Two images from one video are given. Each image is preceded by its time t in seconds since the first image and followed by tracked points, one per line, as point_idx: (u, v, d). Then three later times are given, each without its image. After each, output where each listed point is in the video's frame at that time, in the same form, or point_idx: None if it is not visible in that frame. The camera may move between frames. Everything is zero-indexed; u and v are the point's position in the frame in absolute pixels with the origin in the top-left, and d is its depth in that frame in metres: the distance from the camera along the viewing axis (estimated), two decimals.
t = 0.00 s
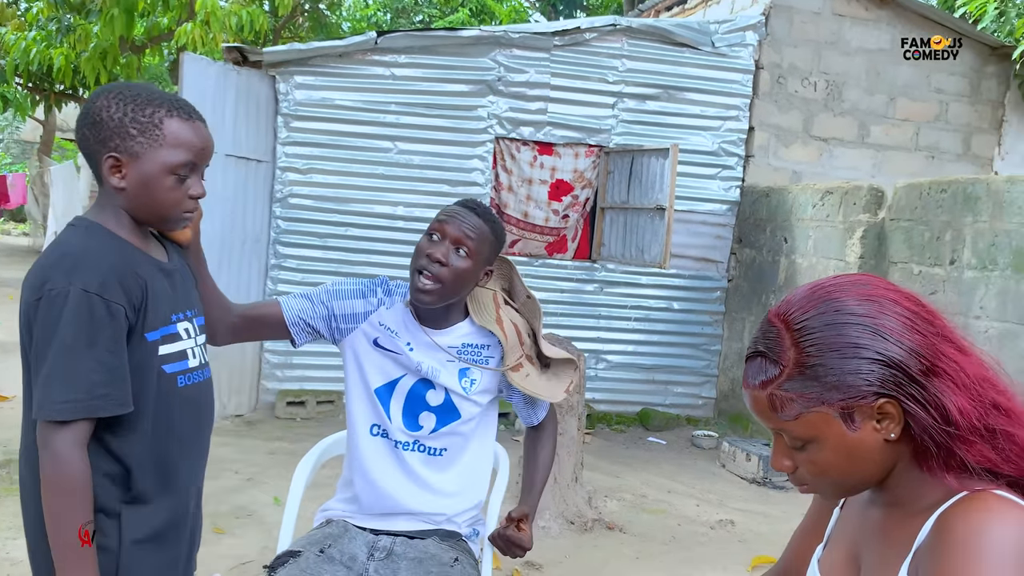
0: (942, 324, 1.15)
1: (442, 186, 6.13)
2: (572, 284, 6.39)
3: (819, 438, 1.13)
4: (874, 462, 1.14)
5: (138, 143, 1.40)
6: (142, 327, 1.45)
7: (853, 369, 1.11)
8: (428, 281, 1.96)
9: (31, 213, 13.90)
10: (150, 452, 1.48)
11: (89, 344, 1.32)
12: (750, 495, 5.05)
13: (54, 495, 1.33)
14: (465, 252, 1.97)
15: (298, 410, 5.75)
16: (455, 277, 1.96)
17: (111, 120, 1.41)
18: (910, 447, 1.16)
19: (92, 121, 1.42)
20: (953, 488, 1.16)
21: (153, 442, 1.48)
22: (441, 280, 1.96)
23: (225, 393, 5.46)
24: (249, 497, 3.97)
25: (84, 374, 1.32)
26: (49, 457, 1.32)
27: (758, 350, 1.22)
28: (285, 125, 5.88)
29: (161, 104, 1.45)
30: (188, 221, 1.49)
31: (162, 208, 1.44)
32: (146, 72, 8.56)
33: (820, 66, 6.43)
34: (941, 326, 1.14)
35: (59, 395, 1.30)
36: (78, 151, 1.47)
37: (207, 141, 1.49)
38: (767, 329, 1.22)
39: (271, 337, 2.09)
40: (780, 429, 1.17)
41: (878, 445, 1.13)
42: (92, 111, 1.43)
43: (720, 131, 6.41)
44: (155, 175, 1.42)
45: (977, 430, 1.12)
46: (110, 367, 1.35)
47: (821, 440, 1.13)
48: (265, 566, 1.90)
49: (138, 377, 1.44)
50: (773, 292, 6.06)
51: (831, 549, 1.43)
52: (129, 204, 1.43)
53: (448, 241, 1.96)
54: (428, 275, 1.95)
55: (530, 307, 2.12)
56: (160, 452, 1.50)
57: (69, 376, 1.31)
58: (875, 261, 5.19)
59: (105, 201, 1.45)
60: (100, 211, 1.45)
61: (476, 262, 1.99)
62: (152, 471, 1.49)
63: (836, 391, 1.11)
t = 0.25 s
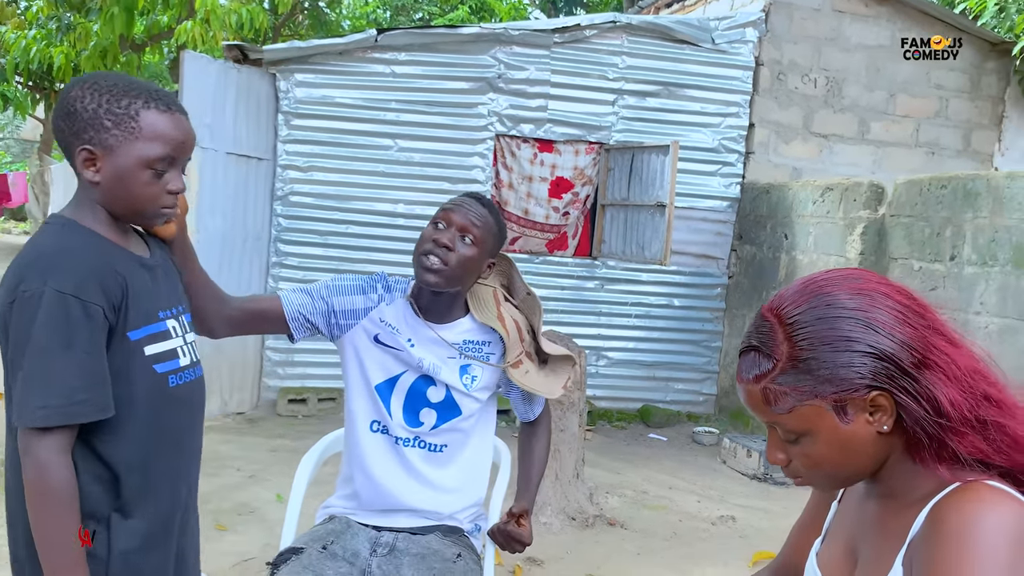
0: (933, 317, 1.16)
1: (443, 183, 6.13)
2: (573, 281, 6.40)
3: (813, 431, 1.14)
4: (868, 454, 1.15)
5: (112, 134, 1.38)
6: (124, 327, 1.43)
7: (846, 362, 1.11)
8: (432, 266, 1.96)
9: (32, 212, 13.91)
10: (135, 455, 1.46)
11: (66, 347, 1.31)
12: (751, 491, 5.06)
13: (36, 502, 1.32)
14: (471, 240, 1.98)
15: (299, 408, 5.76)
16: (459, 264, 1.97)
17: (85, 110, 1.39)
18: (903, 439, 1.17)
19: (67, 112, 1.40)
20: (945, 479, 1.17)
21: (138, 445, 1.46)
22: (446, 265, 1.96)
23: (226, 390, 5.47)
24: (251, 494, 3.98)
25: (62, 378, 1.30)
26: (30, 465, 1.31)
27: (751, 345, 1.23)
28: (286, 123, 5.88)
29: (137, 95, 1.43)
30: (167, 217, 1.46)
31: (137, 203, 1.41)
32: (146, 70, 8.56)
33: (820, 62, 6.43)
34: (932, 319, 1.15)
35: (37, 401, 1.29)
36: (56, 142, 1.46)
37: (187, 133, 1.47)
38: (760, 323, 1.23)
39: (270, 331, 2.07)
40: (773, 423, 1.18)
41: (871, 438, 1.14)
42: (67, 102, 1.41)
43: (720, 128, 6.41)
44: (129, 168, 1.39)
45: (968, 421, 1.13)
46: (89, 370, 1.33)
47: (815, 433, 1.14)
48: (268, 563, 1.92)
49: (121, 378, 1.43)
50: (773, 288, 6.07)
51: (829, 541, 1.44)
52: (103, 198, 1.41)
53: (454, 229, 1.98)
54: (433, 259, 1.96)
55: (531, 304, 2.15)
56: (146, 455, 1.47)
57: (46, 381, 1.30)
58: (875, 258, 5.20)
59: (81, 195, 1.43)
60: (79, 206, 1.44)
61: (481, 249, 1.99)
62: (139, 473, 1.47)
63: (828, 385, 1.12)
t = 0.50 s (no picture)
0: (945, 316, 1.17)
1: (447, 181, 6.14)
2: (577, 279, 6.40)
3: (815, 417, 1.15)
4: (868, 446, 1.16)
5: (112, 132, 1.37)
6: (114, 328, 1.42)
7: (855, 350, 1.12)
8: (434, 275, 1.96)
9: (37, 210, 13.96)
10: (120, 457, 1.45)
11: (51, 347, 1.30)
12: (756, 487, 5.07)
13: (19, 502, 1.32)
14: (472, 247, 1.98)
15: (305, 405, 5.78)
16: (461, 272, 1.97)
17: (91, 104, 1.39)
18: (904, 433, 1.18)
19: (73, 104, 1.40)
20: (945, 475, 1.18)
21: (125, 447, 1.45)
22: (447, 275, 1.97)
23: (231, 387, 5.49)
24: (257, 490, 4.00)
25: (46, 377, 1.30)
26: (14, 464, 1.31)
27: (762, 327, 1.23)
28: (291, 121, 5.89)
29: (144, 95, 1.41)
30: (159, 221, 1.45)
31: (131, 204, 1.40)
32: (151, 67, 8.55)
33: (824, 59, 6.42)
34: (944, 318, 1.16)
35: (20, 401, 1.29)
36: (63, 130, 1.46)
37: (190, 138, 1.44)
38: (773, 308, 1.24)
39: (280, 326, 2.08)
40: (778, 407, 1.19)
41: (872, 429, 1.15)
42: (75, 93, 1.41)
43: (724, 125, 6.41)
44: (126, 168, 1.38)
45: (970, 420, 1.14)
46: (73, 371, 1.33)
47: (818, 419, 1.15)
48: (276, 559, 1.93)
49: (108, 380, 1.42)
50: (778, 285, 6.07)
51: (832, 536, 1.44)
52: (99, 194, 1.40)
53: (455, 236, 1.98)
54: (435, 269, 1.96)
55: (537, 302, 2.17)
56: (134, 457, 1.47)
57: (29, 382, 1.29)
58: (880, 254, 5.20)
59: (82, 187, 1.44)
60: (79, 198, 1.44)
61: (483, 255, 2.00)
62: (126, 475, 1.47)
63: (835, 371, 1.13)
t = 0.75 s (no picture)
0: (977, 325, 1.16)
1: (454, 178, 6.15)
2: (583, 276, 6.41)
3: (818, 390, 1.17)
4: (866, 432, 1.17)
5: (151, 147, 1.30)
6: (107, 336, 1.34)
7: (872, 336, 1.13)
8: (449, 258, 1.97)
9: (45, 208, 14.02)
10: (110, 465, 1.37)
11: (41, 353, 1.21)
12: (763, 484, 5.07)
13: None
14: (488, 235, 2.00)
15: (312, 402, 5.80)
16: (478, 256, 1.98)
17: (138, 114, 1.32)
18: (907, 430, 1.19)
19: (122, 105, 1.33)
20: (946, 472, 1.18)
21: (116, 455, 1.37)
22: (463, 258, 1.97)
23: (238, 384, 5.51)
24: (266, 487, 4.02)
25: (33, 383, 1.21)
26: None
27: (792, 295, 1.26)
28: (298, 119, 5.91)
29: (195, 119, 1.35)
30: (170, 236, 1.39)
31: (149, 220, 1.33)
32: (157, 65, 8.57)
33: (830, 56, 6.41)
34: (975, 327, 1.15)
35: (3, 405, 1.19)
36: (101, 123, 1.38)
37: (226, 169, 1.39)
38: (808, 282, 1.25)
39: (291, 322, 2.07)
40: (786, 373, 1.22)
41: (873, 418, 1.16)
42: (128, 96, 1.34)
43: (730, 122, 6.40)
44: (154, 185, 1.31)
45: (973, 431, 1.14)
46: (67, 377, 1.24)
47: (821, 392, 1.17)
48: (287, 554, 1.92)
49: (98, 387, 1.33)
50: (785, 282, 6.06)
51: (835, 527, 1.46)
52: (120, 202, 1.33)
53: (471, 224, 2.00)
54: (451, 252, 1.97)
55: (547, 303, 2.17)
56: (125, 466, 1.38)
57: (12, 384, 1.20)
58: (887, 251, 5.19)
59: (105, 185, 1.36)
60: (97, 198, 1.36)
61: (499, 245, 2.02)
62: (117, 485, 1.38)
63: (846, 351, 1.14)
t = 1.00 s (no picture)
0: (992, 333, 1.14)
1: (459, 177, 6.15)
2: (589, 275, 6.41)
3: (825, 391, 1.18)
4: (874, 432, 1.18)
5: (157, 158, 1.28)
6: (113, 336, 1.32)
7: (879, 341, 1.13)
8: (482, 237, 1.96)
9: (53, 208, 14.10)
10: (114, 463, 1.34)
11: (48, 352, 1.19)
12: (769, 484, 5.07)
13: None
14: (523, 224, 1.99)
15: (319, 400, 5.81)
16: (511, 238, 1.96)
17: (146, 124, 1.29)
18: (916, 431, 1.18)
19: (134, 116, 1.31)
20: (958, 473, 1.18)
21: (121, 453, 1.34)
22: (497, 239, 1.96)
23: (246, 383, 5.53)
24: (273, 486, 4.03)
25: (38, 382, 1.19)
26: None
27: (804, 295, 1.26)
28: (304, 118, 5.93)
29: (206, 132, 1.32)
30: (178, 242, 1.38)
31: (155, 229, 1.32)
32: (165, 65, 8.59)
33: (837, 54, 6.39)
34: (987, 335, 1.14)
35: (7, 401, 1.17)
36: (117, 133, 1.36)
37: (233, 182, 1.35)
38: (821, 283, 1.25)
39: (310, 316, 2.11)
40: (795, 372, 1.23)
41: (880, 419, 1.17)
42: (139, 108, 1.32)
43: (737, 120, 6.39)
44: (157, 196, 1.29)
45: (980, 438, 1.13)
46: (73, 378, 1.22)
47: (829, 393, 1.18)
48: (292, 553, 1.92)
49: (103, 387, 1.32)
50: (792, 281, 6.05)
51: (844, 523, 1.45)
52: (129, 210, 1.32)
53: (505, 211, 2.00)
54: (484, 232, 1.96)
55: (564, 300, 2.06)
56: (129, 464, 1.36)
57: (18, 381, 1.18)
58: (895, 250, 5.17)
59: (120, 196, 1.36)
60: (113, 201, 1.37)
61: (531, 236, 2.00)
62: (122, 480, 1.36)
63: (853, 355, 1.15)
